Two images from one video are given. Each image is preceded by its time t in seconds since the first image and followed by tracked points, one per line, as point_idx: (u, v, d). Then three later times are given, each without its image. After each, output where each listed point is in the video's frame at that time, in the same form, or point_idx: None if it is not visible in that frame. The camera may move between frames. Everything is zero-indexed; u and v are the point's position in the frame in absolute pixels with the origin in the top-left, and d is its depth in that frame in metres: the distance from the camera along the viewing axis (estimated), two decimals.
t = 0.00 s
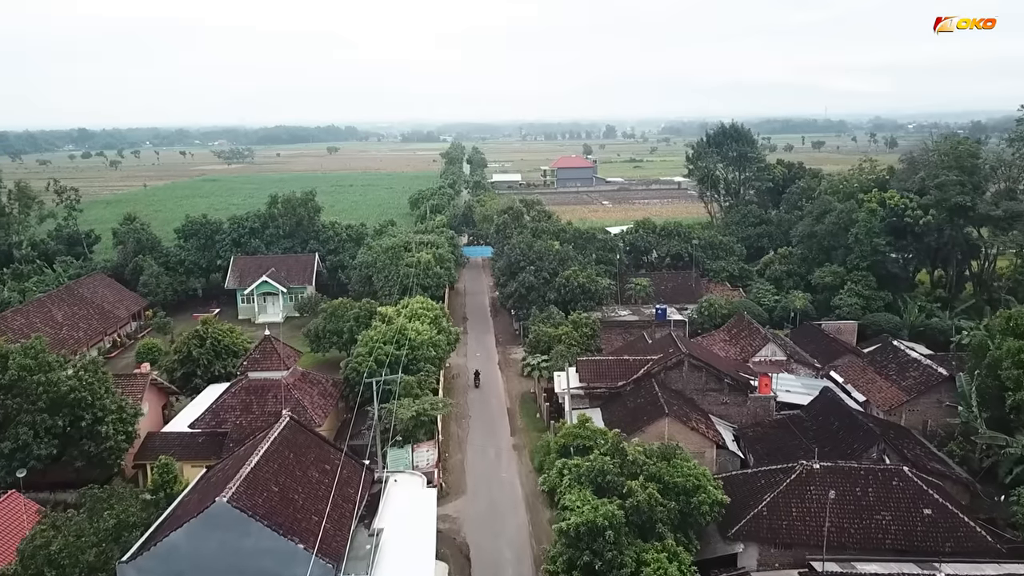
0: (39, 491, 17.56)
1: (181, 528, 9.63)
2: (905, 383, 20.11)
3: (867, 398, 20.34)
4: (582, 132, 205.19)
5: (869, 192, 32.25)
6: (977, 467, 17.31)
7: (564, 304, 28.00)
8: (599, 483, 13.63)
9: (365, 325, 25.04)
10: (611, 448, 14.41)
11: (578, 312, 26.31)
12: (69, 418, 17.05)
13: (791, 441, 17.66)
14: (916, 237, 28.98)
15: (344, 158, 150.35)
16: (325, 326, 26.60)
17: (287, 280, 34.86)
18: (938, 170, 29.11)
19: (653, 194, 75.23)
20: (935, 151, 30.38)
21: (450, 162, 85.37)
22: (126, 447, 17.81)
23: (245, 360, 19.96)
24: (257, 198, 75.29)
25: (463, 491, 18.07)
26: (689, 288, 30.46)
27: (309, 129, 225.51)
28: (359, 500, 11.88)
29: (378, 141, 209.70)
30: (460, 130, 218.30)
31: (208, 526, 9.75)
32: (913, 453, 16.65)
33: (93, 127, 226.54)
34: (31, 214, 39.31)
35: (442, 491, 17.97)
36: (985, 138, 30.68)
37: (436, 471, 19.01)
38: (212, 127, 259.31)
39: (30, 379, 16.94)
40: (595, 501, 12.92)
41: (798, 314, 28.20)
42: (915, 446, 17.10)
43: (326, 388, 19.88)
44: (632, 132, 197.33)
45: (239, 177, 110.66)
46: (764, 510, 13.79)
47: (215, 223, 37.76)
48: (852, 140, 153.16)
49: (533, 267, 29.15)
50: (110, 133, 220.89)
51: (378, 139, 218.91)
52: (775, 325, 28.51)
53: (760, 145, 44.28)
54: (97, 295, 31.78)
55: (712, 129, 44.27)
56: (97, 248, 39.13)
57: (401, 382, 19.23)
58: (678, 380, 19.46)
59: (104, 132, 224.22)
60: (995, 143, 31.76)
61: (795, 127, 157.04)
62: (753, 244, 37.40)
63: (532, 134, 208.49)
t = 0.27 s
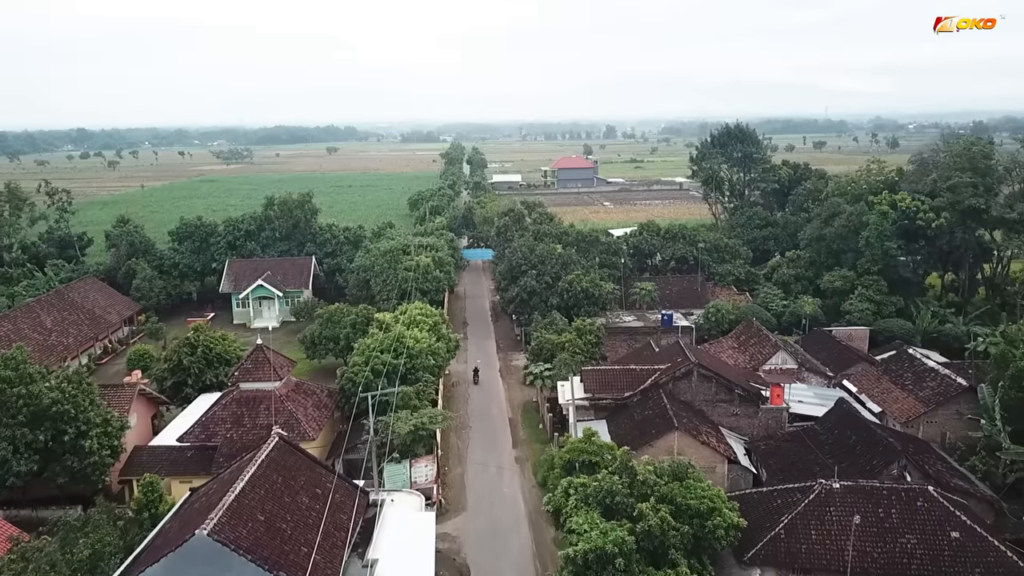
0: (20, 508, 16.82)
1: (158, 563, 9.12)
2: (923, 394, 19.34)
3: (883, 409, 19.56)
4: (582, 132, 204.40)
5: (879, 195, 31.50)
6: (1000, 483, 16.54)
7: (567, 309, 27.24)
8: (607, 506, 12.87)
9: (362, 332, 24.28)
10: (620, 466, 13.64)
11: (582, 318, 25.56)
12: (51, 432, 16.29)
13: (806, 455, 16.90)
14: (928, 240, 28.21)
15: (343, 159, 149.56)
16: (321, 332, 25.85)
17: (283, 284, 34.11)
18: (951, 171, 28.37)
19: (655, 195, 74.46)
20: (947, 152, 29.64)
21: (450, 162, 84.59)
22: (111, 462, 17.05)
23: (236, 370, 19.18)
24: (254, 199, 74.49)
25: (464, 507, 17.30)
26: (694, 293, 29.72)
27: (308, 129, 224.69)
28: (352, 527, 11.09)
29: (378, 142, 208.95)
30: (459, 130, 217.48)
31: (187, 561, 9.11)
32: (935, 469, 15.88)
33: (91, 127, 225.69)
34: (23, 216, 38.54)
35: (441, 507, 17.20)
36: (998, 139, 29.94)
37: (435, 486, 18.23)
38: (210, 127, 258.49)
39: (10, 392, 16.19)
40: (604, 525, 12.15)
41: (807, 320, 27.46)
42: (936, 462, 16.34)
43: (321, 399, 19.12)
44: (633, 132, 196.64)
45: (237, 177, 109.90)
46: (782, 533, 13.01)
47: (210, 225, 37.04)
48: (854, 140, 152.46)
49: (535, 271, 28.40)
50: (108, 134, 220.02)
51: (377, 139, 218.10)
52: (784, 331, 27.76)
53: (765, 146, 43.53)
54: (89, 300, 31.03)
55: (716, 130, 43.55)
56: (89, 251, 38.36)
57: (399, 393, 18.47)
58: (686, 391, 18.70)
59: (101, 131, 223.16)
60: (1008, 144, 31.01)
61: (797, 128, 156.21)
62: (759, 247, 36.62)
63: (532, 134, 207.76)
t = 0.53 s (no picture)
0: None
1: None
2: (941, 405, 18.57)
3: (901, 421, 18.77)
4: (582, 133, 203.68)
5: (889, 197, 30.73)
6: None
7: (570, 314, 26.48)
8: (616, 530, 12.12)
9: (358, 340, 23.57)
10: (628, 486, 12.89)
11: (585, 324, 24.82)
12: (31, 448, 15.53)
13: (821, 471, 16.15)
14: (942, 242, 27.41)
15: (342, 159, 148.78)
16: (317, 339, 25.12)
17: (279, 288, 33.38)
18: (965, 173, 27.58)
19: (657, 196, 73.75)
20: (959, 153, 28.86)
21: (450, 163, 83.84)
22: (95, 478, 16.28)
23: (227, 381, 18.38)
24: (252, 200, 73.73)
25: (464, 525, 16.54)
26: (700, 297, 28.97)
27: (308, 129, 223.93)
28: (344, 557, 10.36)
29: (377, 142, 208.22)
30: (459, 131, 216.74)
31: None
32: (958, 486, 15.11)
33: (90, 127, 225.00)
34: (14, 218, 37.78)
35: (440, 526, 16.45)
36: (1012, 139, 29.17)
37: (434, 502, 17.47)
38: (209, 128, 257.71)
39: None
40: (612, 553, 11.40)
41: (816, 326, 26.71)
42: (960, 479, 15.55)
43: (315, 411, 18.37)
44: (633, 132, 195.91)
45: (235, 179, 109.00)
46: (801, 559, 12.25)
47: (204, 227, 36.29)
48: (856, 140, 151.71)
49: (537, 275, 27.64)
50: (105, 134, 219.08)
51: (376, 140, 217.33)
52: (793, 337, 27.00)
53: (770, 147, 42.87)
54: (79, 304, 30.28)
55: (721, 130, 42.91)
56: (81, 254, 37.59)
57: (396, 406, 17.71)
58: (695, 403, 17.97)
59: (100, 132, 222.50)
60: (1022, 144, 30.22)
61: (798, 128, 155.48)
62: (765, 250, 35.89)
63: (532, 135, 207.02)
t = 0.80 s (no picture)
0: None
1: None
2: (961, 418, 17.81)
3: (919, 434, 18.02)
4: (582, 133, 202.96)
5: (899, 200, 29.99)
6: None
7: (573, 320, 25.74)
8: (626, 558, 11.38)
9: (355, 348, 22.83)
10: (638, 510, 12.22)
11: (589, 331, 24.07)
12: (9, 465, 14.76)
13: (838, 489, 15.41)
14: (955, 246, 26.67)
15: (341, 160, 148.02)
16: (312, 345, 24.37)
17: (275, 292, 32.64)
18: (979, 175, 26.82)
19: (658, 197, 73.03)
20: (973, 154, 28.11)
21: (450, 163, 83.09)
22: (77, 496, 15.51)
23: (216, 393, 17.58)
24: (249, 201, 72.94)
25: (464, 545, 15.80)
26: (706, 302, 28.22)
27: (307, 129, 223.15)
28: None
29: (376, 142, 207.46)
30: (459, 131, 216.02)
31: None
32: (983, 505, 14.37)
33: (88, 127, 224.25)
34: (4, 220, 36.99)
35: (439, 545, 15.71)
36: None
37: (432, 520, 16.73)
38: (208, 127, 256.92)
39: None
40: None
41: (826, 332, 25.94)
42: (984, 497, 14.81)
43: (309, 424, 17.61)
44: (634, 132, 195.25)
45: (233, 178, 108.23)
46: None
47: (199, 230, 35.54)
48: (857, 140, 151.02)
49: (539, 279, 26.89)
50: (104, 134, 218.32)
51: (376, 140, 216.57)
52: (802, 343, 26.26)
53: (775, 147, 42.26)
54: (69, 309, 29.51)
55: (725, 131, 42.33)
56: (73, 257, 36.81)
57: (393, 419, 16.97)
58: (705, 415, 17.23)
59: (98, 132, 221.69)
60: None
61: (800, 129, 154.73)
62: (771, 252, 35.16)
63: (531, 135, 206.32)
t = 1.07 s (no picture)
0: None
1: None
2: (983, 431, 17.02)
3: (938, 448, 17.24)
4: (582, 133, 202.22)
5: (910, 202, 29.18)
6: None
7: (576, 327, 24.98)
8: None
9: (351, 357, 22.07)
10: (648, 536, 11.54)
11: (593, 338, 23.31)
12: None
13: (856, 509, 14.67)
14: (969, 250, 25.90)
15: (340, 160, 147.26)
16: (306, 353, 23.61)
17: (270, 296, 31.88)
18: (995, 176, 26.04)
19: (659, 198, 72.40)
20: (987, 155, 27.34)
21: (449, 163, 82.33)
22: (56, 516, 14.76)
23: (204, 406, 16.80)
24: (247, 202, 72.20)
25: (463, 566, 15.01)
26: (712, 307, 27.46)
27: (306, 129, 222.40)
28: None
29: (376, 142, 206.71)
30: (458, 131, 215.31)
31: None
32: (1011, 526, 13.60)
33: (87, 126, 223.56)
34: None
35: (437, 567, 14.92)
36: None
37: (430, 539, 15.94)
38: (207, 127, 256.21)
39: None
40: None
41: (836, 338, 25.17)
42: (1012, 517, 14.04)
43: (301, 437, 16.86)
44: (634, 132, 194.62)
45: (230, 178, 107.48)
46: None
47: (193, 232, 34.78)
48: (858, 140, 150.25)
49: (541, 284, 26.13)
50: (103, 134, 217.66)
51: (375, 140, 215.84)
52: (811, 350, 25.50)
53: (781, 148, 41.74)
54: (58, 314, 28.76)
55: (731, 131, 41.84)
56: (64, 260, 36.05)
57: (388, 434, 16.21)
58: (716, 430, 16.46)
59: (97, 131, 220.94)
60: None
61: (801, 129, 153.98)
62: (778, 255, 34.41)
63: (531, 135, 205.59)
